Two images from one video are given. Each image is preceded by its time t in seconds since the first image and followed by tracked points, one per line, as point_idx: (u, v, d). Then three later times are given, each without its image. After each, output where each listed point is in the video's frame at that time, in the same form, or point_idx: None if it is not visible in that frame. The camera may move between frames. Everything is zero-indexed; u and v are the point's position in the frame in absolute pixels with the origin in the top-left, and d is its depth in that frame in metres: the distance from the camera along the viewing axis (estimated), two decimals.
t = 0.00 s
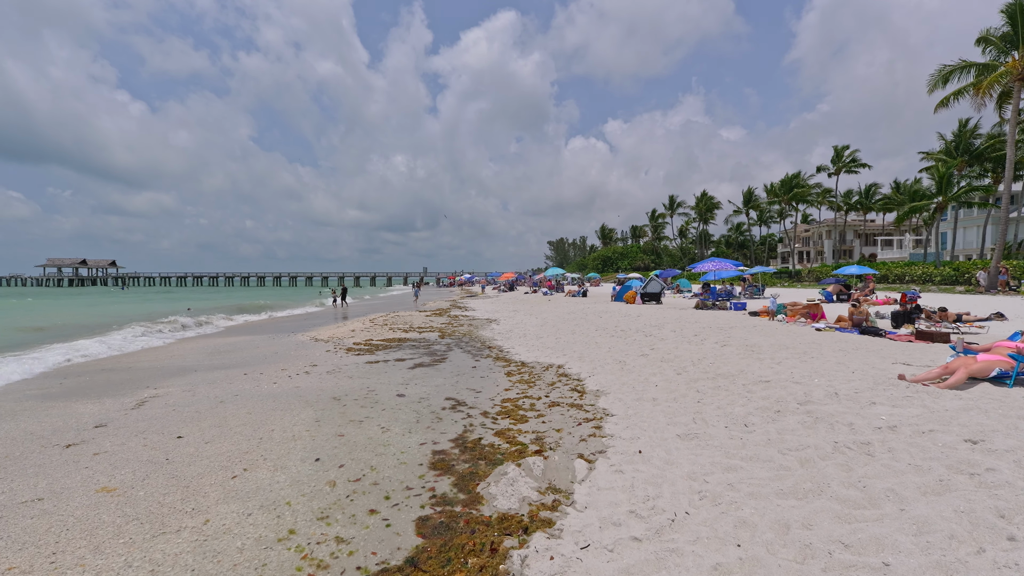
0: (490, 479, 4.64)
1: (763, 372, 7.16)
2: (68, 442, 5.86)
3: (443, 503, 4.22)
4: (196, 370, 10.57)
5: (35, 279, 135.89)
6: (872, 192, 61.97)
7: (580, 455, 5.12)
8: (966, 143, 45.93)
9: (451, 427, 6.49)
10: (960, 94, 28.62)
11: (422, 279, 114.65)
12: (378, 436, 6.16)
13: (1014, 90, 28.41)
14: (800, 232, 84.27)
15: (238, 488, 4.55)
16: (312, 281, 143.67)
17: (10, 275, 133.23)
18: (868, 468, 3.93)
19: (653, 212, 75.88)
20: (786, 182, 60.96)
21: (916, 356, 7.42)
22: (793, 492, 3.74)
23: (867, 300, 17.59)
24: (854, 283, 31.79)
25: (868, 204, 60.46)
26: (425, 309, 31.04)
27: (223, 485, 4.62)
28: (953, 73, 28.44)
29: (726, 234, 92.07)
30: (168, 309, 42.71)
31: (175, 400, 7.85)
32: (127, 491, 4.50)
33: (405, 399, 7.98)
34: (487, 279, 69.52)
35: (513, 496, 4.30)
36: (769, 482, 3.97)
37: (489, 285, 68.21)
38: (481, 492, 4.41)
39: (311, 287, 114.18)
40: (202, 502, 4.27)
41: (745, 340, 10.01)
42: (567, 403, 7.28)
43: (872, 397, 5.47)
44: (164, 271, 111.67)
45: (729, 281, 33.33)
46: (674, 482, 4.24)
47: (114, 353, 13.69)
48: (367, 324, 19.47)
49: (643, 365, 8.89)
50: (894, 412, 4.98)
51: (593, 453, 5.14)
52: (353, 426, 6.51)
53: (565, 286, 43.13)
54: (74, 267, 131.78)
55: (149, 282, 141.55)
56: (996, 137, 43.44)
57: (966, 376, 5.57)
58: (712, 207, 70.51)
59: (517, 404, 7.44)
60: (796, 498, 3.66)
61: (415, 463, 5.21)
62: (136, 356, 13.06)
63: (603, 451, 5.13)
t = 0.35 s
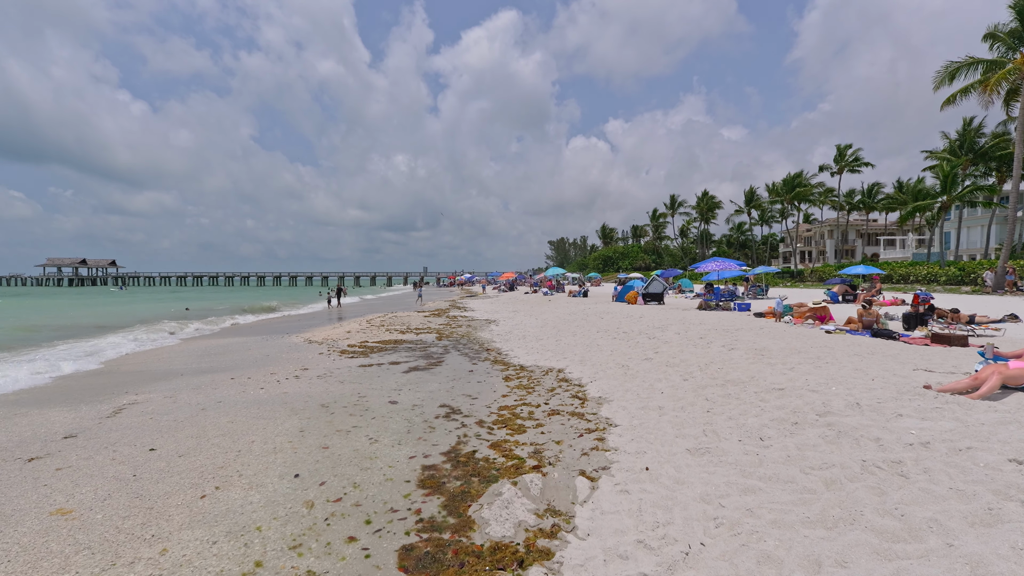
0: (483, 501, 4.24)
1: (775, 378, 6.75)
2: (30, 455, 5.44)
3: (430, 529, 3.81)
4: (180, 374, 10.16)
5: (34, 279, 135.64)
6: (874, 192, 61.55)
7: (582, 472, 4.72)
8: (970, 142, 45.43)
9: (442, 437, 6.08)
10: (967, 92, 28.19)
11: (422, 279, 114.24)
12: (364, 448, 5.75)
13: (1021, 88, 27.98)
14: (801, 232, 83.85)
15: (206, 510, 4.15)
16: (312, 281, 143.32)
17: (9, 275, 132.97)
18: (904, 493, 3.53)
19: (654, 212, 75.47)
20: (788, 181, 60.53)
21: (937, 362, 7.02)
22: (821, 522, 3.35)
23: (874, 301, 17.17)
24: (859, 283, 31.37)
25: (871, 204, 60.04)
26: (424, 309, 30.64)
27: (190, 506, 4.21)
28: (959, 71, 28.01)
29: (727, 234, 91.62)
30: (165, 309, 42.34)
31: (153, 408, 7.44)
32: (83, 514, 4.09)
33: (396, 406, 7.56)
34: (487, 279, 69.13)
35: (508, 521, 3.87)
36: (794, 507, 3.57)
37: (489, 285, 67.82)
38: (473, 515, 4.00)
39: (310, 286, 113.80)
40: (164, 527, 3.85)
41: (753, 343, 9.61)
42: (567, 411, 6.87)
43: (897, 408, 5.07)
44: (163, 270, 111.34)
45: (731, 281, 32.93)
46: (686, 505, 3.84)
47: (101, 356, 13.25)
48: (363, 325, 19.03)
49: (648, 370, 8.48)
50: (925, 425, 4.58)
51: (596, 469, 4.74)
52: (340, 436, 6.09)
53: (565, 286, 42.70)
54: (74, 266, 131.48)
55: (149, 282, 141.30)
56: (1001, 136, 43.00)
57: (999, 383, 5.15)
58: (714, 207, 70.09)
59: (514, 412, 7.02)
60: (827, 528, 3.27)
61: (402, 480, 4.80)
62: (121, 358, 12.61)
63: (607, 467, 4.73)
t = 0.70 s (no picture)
0: (464, 521, 3.84)
1: (783, 383, 6.35)
2: None
3: (404, 555, 3.42)
4: (161, 377, 9.77)
5: (33, 279, 135.65)
6: (876, 191, 61.17)
7: (575, 487, 4.32)
8: (974, 140, 44.96)
9: (427, 447, 5.68)
10: (971, 89, 27.78)
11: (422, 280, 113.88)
12: (342, 458, 5.35)
13: None
14: (802, 232, 83.42)
15: (158, 531, 3.77)
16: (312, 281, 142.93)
17: (9, 275, 132.83)
18: (934, 518, 3.13)
19: (655, 211, 75.10)
20: (789, 181, 60.07)
21: (955, 366, 6.61)
22: (843, 551, 2.95)
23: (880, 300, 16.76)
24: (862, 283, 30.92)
25: (873, 203, 59.63)
26: (421, 309, 30.26)
27: (141, 528, 3.82)
28: (964, 67, 27.59)
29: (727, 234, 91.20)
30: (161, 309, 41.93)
31: (124, 414, 7.05)
32: (20, 536, 3.69)
33: (381, 412, 7.17)
34: (487, 279, 68.82)
35: (491, 546, 3.48)
36: (811, 532, 3.18)
37: (489, 286, 67.45)
38: (453, 538, 3.61)
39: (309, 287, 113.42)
40: (108, 553, 3.46)
41: (757, 344, 9.21)
42: (562, 417, 6.48)
43: (917, 417, 4.68)
44: (162, 271, 111.17)
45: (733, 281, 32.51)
46: (689, 528, 3.44)
47: (81, 359, 12.79)
48: (356, 325, 18.61)
49: (647, 373, 8.09)
50: (951, 437, 4.18)
51: (590, 483, 4.35)
52: (318, 445, 5.69)
53: (565, 286, 42.28)
54: (74, 266, 131.24)
55: (149, 282, 141.05)
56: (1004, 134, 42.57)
57: None
58: (715, 206, 69.68)
59: (506, 418, 6.62)
60: (851, 560, 2.87)
61: (379, 495, 4.41)
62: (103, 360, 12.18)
63: (602, 482, 4.33)
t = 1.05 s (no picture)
0: (439, 552, 3.47)
1: (788, 393, 5.96)
2: None
3: None
4: (139, 383, 9.38)
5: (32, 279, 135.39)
6: (878, 190, 60.76)
7: (564, 511, 3.94)
8: (976, 139, 44.53)
9: (408, 462, 5.30)
10: (976, 87, 27.37)
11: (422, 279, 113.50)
12: (314, 475, 4.97)
13: None
14: (803, 231, 83.04)
15: (99, 565, 3.40)
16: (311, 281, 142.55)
17: (8, 275, 132.56)
18: (967, 556, 2.76)
19: (655, 211, 74.72)
20: (789, 182, 59.50)
21: (970, 374, 6.24)
22: None
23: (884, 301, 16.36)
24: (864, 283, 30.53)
25: (874, 203, 59.23)
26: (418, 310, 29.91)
27: (80, 560, 3.45)
28: (968, 65, 27.18)
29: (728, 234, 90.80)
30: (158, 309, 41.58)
31: (92, 424, 6.68)
32: None
33: (364, 422, 6.79)
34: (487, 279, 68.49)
35: None
36: (826, 572, 2.80)
37: (489, 286, 67.08)
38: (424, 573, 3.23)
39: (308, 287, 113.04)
40: None
41: (760, 349, 8.82)
42: (554, 428, 6.10)
43: (936, 433, 4.30)
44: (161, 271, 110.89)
45: (734, 281, 32.12)
46: (690, 564, 3.06)
47: (63, 364, 12.40)
48: (350, 328, 18.26)
49: (645, 380, 7.71)
50: (975, 457, 3.81)
51: (580, 507, 3.98)
52: (291, 460, 5.31)
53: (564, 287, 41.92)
54: (73, 266, 130.95)
55: (148, 282, 140.76)
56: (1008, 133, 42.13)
57: None
58: (715, 206, 69.29)
59: (495, 430, 6.24)
60: None
61: (349, 520, 4.04)
62: (86, 365, 11.81)
63: (593, 506, 3.95)
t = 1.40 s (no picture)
0: None
1: (800, 399, 5.63)
2: None
3: None
4: (123, 387, 9.03)
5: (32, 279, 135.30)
6: (879, 190, 60.43)
7: (562, 532, 3.61)
8: (980, 139, 44.14)
9: (395, 474, 4.96)
10: (981, 85, 27.02)
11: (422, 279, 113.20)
12: (294, 489, 4.64)
13: None
14: (805, 231, 82.69)
15: None
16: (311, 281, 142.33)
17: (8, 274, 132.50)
18: None
19: (656, 211, 74.38)
20: (791, 182, 59.05)
21: (991, 379, 5.90)
22: None
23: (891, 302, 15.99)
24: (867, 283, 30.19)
25: (876, 203, 58.90)
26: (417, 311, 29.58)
27: None
28: (973, 62, 26.83)
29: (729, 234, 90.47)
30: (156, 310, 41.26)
31: (67, 432, 6.34)
32: None
33: (351, 430, 6.45)
34: (487, 279, 68.19)
35: None
36: None
37: (489, 286, 66.77)
38: None
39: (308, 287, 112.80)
40: None
41: (767, 352, 8.48)
42: (552, 437, 5.76)
43: (965, 445, 3.97)
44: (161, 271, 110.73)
45: (735, 281, 31.77)
46: None
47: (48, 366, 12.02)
48: (346, 329, 17.94)
49: (648, 384, 7.37)
50: (1012, 473, 3.47)
51: (580, 527, 3.65)
52: (271, 471, 4.98)
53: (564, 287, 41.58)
54: (73, 266, 130.77)
55: (148, 282, 140.58)
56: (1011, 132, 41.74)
57: None
58: (716, 206, 68.94)
59: (489, 438, 5.91)
60: None
61: (327, 540, 3.71)
62: (71, 367, 11.47)
63: (594, 526, 3.62)
